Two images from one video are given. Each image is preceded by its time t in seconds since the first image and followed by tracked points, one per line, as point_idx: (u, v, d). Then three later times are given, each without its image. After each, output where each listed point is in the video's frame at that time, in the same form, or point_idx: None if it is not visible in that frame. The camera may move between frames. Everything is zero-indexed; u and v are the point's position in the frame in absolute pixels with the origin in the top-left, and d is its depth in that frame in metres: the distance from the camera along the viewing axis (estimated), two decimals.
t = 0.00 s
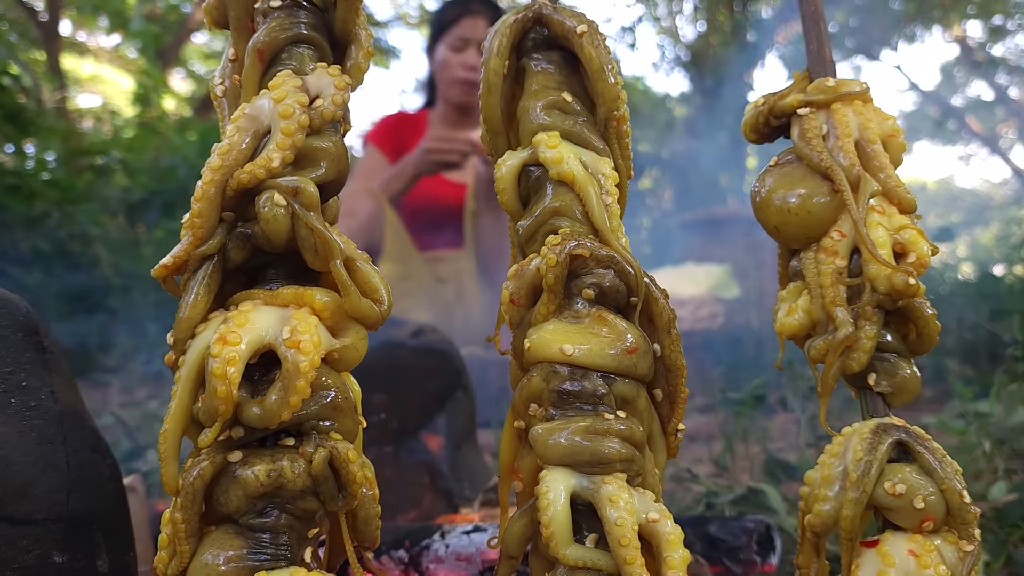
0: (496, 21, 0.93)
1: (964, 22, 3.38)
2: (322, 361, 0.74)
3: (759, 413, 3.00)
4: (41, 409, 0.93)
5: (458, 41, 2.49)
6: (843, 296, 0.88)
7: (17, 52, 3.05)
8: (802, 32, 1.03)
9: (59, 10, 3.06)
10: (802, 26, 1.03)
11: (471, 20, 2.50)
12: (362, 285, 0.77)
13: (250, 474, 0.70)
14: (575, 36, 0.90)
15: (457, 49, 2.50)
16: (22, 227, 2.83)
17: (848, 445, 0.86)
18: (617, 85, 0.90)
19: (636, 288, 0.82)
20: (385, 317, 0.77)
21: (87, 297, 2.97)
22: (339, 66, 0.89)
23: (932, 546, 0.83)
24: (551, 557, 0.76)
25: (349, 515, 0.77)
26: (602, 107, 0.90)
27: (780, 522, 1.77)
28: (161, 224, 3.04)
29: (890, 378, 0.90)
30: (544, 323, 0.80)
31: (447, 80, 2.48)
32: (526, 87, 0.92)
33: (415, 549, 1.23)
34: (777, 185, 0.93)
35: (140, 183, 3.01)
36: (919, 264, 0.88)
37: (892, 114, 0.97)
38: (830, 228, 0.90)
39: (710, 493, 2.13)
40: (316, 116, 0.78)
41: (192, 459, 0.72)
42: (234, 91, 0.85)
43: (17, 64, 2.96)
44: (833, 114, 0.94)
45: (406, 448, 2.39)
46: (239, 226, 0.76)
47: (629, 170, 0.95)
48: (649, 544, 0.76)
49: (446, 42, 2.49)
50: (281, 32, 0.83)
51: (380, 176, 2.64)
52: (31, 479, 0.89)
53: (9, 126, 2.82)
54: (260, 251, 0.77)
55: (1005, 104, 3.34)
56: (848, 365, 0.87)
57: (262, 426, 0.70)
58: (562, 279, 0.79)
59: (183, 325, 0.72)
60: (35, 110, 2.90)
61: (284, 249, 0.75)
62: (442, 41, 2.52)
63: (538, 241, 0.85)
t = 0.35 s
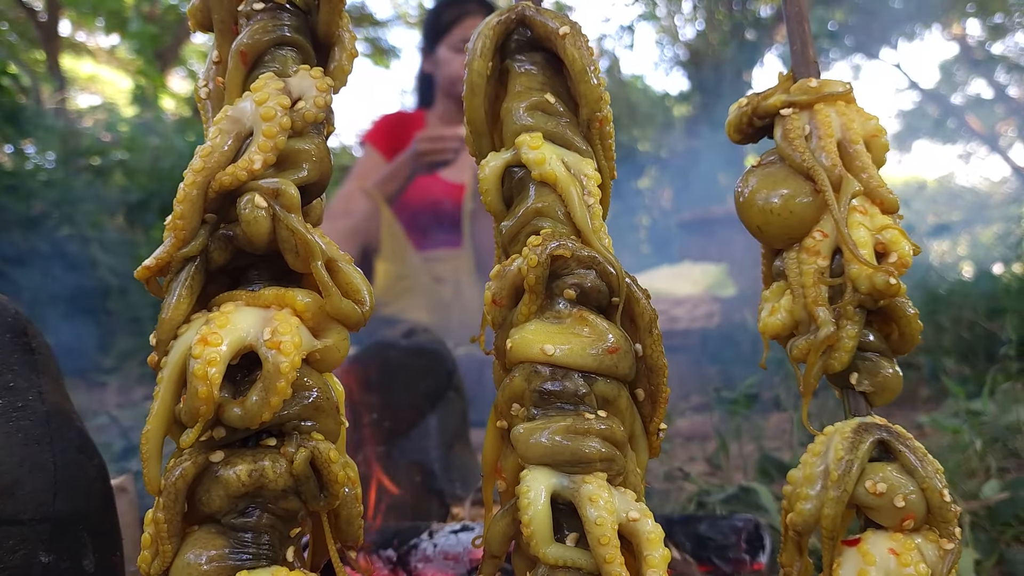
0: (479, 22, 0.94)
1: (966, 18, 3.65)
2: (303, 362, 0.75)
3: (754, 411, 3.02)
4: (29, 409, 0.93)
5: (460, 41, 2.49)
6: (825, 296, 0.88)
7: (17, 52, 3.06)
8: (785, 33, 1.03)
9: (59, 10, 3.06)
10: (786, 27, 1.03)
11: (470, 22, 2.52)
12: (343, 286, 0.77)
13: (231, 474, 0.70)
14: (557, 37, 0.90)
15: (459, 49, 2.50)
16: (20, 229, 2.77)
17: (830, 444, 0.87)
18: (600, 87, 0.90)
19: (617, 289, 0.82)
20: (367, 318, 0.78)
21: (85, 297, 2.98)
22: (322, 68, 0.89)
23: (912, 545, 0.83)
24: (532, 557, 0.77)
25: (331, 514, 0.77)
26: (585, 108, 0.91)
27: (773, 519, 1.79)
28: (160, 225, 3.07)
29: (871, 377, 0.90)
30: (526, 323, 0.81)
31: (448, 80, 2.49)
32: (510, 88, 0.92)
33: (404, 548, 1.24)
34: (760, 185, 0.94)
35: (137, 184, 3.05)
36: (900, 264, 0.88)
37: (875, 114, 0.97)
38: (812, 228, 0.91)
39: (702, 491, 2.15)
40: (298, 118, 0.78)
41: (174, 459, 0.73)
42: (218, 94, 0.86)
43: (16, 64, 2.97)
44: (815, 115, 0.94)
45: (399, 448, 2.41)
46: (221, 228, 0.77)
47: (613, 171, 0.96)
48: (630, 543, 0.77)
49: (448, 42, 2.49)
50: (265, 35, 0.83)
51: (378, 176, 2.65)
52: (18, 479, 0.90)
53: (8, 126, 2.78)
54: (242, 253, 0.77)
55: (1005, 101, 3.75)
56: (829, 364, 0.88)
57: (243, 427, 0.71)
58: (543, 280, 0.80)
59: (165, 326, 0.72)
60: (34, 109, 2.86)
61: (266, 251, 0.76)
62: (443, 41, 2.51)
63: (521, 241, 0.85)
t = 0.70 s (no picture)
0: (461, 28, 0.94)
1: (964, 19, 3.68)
2: (282, 366, 0.75)
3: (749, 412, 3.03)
4: (14, 413, 0.95)
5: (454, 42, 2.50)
6: (804, 299, 0.89)
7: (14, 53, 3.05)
8: (767, 37, 1.04)
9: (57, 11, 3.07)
10: (768, 31, 1.04)
11: (464, 21, 2.51)
12: (323, 291, 0.78)
13: (211, 478, 0.71)
14: (538, 43, 0.91)
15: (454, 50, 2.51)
16: (19, 230, 2.87)
17: (809, 447, 0.88)
18: (581, 92, 0.91)
19: (597, 293, 0.83)
20: (347, 322, 0.79)
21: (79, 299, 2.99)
22: (304, 73, 0.90)
23: (890, 547, 0.84)
24: (511, 559, 0.77)
25: (311, 518, 0.78)
26: (565, 113, 0.92)
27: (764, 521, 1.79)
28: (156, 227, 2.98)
29: (851, 380, 0.91)
30: (506, 328, 0.81)
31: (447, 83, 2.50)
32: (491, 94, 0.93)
33: (391, 549, 1.24)
34: (740, 189, 0.94)
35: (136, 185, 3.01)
36: (879, 267, 0.89)
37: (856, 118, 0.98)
38: (792, 232, 0.92)
39: (694, 492, 2.16)
40: (278, 124, 0.79)
41: (154, 464, 0.73)
42: (200, 100, 0.87)
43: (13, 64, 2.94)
44: (795, 119, 0.95)
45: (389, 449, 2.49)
46: (201, 234, 0.77)
47: (595, 176, 0.96)
48: (608, 546, 0.77)
49: (443, 44, 2.51)
50: (246, 41, 0.84)
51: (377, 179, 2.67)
52: (2, 482, 0.90)
53: (6, 128, 2.90)
54: (222, 259, 0.78)
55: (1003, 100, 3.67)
56: (809, 367, 0.89)
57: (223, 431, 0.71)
58: (523, 284, 0.80)
59: (146, 332, 0.73)
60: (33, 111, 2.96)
61: (246, 256, 0.76)
62: (437, 42, 2.53)
63: (501, 246, 0.86)
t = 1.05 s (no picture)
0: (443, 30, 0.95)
1: (961, 18, 3.75)
2: (262, 366, 0.76)
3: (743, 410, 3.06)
4: None
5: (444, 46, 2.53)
6: (782, 299, 0.90)
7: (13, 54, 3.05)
8: (749, 38, 1.04)
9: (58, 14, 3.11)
10: (749, 32, 1.05)
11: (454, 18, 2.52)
12: (304, 292, 0.79)
13: (191, 477, 0.71)
14: (519, 45, 0.92)
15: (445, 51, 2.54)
16: (16, 231, 2.83)
17: (788, 445, 0.88)
18: (560, 93, 0.92)
19: (575, 293, 0.84)
20: (327, 323, 0.80)
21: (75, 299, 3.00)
22: (286, 75, 0.91)
23: (867, 544, 0.85)
24: (490, 558, 0.78)
25: (292, 516, 0.78)
26: (546, 115, 0.92)
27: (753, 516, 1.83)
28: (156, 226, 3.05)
29: (829, 379, 0.91)
30: (485, 327, 0.82)
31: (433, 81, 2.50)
32: (473, 95, 0.94)
33: (377, 547, 1.26)
34: (720, 190, 0.95)
35: (135, 186, 3.06)
36: (856, 267, 0.90)
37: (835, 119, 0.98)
38: (771, 232, 0.92)
39: (684, 489, 2.19)
40: (258, 127, 0.80)
41: (136, 463, 0.74)
42: (183, 102, 0.87)
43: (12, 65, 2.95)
44: (775, 120, 0.96)
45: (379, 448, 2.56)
46: (183, 235, 0.78)
47: (576, 176, 0.97)
48: (586, 543, 0.78)
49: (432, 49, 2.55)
50: (227, 44, 0.85)
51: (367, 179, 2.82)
52: None
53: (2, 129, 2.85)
54: (203, 260, 0.78)
55: (1002, 99, 3.84)
56: (787, 365, 0.89)
57: (202, 430, 0.72)
58: (501, 284, 0.81)
59: (127, 333, 0.74)
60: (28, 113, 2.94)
61: (226, 258, 0.77)
62: (427, 46, 2.56)
63: (482, 247, 0.87)
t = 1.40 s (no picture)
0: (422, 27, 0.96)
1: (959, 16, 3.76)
2: (239, 362, 0.77)
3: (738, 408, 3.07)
4: None
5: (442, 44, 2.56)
6: (760, 294, 0.90)
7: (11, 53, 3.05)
8: (729, 34, 1.05)
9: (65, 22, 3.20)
10: (729, 28, 1.05)
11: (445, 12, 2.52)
12: (281, 288, 0.80)
13: (167, 472, 0.71)
14: (497, 41, 0.92)
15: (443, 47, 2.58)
16: (11, 231, 2.76)
17: (766, 440, 0.89)
18: (539, 89, 0.92)
19: (553, 288, 0.84)
20: (303, 318, 0.80)
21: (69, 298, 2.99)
22: (264, 72, 0.91)
23: (844, 538, 0.85)
24: (466, 553, 0.78)
25: (269, 512, 0.79)
26: (524, 111, 0.93)
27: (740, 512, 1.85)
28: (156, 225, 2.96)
29: (808, 373, 0.92)
30: (462, 323, 0.82)
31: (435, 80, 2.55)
32: (452, 92, 0.94)
33: (361, 544, 1.27)
34: (700, 185, 0.95)
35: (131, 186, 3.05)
36: (834, 262, 0.90)
37: (814, 114, 0.99)
38: (749, 227, 0.93)
39: (674, 486, 2.21)
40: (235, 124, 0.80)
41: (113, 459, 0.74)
42: (161, 99, 0.88)
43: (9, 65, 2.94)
44: (754, 115, 0.96)
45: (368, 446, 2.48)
46: (159, 231, 0.78)
47: (555, 173, 0.97)
48: (563, 538, 0.79)
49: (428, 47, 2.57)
50: (205, 41, 0.85)
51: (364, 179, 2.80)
52: None
53: None
54: (180, 256, 0.79)
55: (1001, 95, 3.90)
56: (765, 360, 0.90)
57: (178, 426, 0.72)
58: (478, 280, 0.81)
59: (103, 329, 0.74)
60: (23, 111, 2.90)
61: (202, 253, 0.77)
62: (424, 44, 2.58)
63: (460, 242, 0.87)
